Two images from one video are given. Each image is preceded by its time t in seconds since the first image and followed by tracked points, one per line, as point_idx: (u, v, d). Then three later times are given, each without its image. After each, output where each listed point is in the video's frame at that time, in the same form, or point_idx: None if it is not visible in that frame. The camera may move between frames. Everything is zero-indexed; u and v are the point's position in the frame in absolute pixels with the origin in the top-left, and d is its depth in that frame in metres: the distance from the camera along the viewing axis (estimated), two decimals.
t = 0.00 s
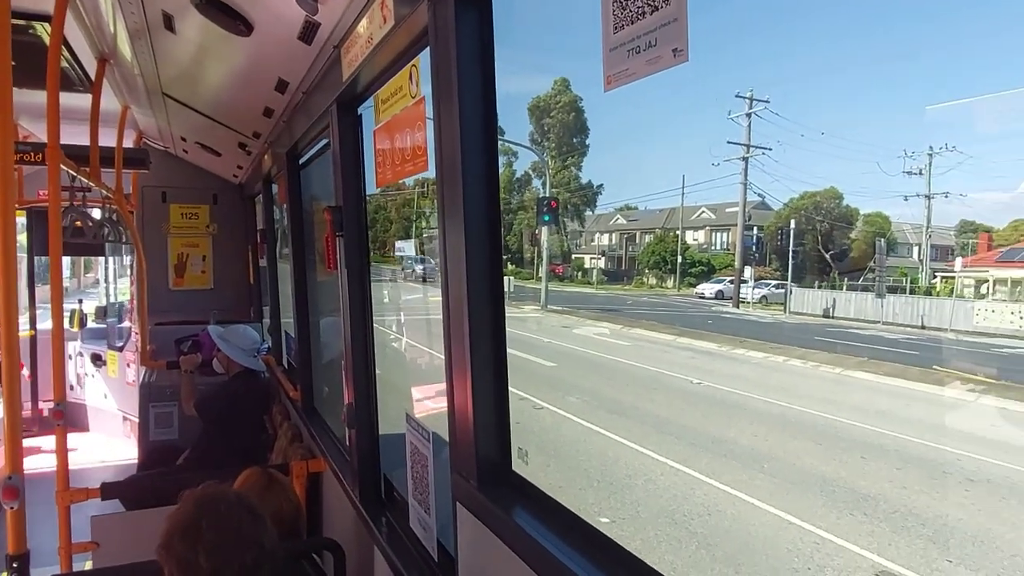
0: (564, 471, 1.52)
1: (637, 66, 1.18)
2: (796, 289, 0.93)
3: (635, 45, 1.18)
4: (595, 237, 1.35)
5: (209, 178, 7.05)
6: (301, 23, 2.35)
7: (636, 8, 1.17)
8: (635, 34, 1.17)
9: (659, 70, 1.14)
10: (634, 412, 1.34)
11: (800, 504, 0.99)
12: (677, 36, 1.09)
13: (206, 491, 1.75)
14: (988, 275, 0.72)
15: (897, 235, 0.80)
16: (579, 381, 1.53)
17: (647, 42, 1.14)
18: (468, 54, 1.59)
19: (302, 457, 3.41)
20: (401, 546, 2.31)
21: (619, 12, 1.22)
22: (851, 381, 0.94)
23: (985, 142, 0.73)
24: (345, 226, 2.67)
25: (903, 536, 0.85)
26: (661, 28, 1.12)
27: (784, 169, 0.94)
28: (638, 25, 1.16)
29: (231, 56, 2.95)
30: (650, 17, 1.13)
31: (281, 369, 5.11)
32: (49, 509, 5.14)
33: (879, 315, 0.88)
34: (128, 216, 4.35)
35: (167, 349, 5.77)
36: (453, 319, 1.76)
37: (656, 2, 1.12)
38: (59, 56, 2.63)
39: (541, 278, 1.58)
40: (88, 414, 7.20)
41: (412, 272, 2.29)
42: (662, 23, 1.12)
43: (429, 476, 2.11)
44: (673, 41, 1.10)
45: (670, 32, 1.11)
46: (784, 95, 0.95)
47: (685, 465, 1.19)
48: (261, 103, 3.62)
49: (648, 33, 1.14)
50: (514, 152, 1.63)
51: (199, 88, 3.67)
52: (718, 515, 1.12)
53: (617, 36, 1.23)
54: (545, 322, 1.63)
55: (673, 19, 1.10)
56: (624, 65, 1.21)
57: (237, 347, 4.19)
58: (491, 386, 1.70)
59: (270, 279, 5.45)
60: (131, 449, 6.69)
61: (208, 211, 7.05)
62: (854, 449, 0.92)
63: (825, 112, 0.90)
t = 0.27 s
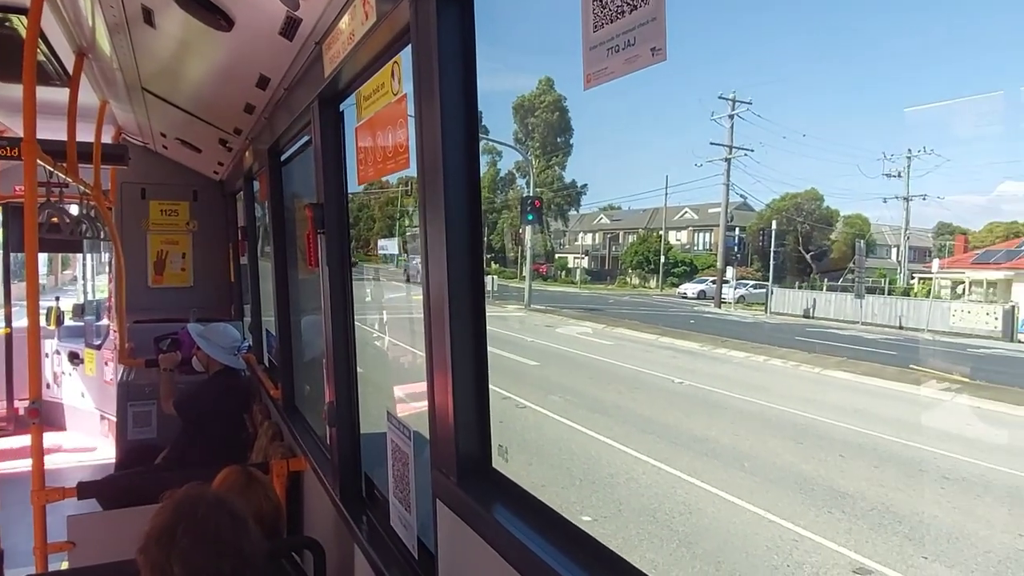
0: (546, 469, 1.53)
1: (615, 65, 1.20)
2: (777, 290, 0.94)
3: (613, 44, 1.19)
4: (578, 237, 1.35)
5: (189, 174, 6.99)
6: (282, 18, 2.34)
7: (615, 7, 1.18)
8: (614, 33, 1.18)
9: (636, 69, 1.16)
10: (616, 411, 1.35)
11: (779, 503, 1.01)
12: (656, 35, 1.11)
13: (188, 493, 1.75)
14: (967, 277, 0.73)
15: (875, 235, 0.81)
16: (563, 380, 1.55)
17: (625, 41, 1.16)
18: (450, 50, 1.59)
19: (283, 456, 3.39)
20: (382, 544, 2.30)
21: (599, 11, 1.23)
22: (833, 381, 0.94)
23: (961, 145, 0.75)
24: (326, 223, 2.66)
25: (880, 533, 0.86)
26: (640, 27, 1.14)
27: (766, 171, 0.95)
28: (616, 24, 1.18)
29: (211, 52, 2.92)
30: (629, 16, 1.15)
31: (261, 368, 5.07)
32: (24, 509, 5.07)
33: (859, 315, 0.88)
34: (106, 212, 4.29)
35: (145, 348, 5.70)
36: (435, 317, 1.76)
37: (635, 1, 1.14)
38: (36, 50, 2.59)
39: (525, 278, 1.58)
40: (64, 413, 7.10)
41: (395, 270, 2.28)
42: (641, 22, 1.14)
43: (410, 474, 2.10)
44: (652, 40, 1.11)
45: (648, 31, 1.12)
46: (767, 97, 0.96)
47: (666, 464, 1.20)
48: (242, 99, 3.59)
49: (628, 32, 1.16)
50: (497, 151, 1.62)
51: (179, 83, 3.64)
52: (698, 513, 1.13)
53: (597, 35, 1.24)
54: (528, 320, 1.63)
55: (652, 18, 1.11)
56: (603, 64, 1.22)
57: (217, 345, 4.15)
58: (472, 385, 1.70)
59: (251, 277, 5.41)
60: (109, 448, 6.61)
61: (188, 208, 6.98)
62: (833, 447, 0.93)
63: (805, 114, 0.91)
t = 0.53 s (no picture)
0: (534, 467, 1.53)
1: (602, 61, 1.21)
2: (762, 289, 0.96)
3: (600, 41, 1.20)
4: (566, 235, 1.36)
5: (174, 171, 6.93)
6: (268, 13, 2.32)
7: (602, 3, 1.19)
8: (601, 29, 1.19)
9: (622, 65, 1.17)
10: (603, 409, 1.35)
11: (766, 500, 1.02)
12: (642, 32, 1.11)
13: (183, 497, 1.74)
14: (949, 276, 0.74)
15: (859, 235, 0.82)
16: (551, 378, 1.54)
17: (612, 37, 1.17)
18: (438, 47, 1.59)
19: (268, 454, 3.38)
20: (369, 542, 2.30)
21: (585, 8, 1.23)
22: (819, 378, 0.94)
23: (944, 146, 0.76)
24: (313, 220, 2.65)
25: (864, 530, 0.87)
26: (626, 24, 1.15)
27: (752, 170, 0.96)
28: (605, 20, 1.18)
29: (196, 47, 2.90)
30: (616, 12, 1.16)
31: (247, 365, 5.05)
32: (6, 509, 5.02)
33: (844, 314, 0.87)
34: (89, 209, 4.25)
35: (129, 346, 5.65)
36: (421, 315, 1.76)
37: None
38: (17, 45, 2.55)
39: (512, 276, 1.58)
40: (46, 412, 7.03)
41: (382, 267, 2.27)
42: (627, 18, 1.15)
43: (397, 472, 2.10)
44: (638, 36, 1.12)
45: (635, 27, 1.13)
46: (753, 97, 0.96)
47: (654, 462, 1.21)
48: (227, 95, 3.57)
49: (614, 28, 1.17)
50: (485, 149, 1.62)
51: (164, 79, 3.60)
52: (685, 511, 1.14)
53: (584, 31, 1.24)
54: (515, 319, 1.63)
55: (638, 15, 1.12)
56: (590, 60, 1.23)
57: (202, 343, 4.12)
58: (459, 383, 1.70)
59: (237, 274, 5.38)
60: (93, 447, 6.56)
61: (173, 204, 6.92)
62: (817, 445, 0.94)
63: (791, 114, 0.92)
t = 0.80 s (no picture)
0: (522, 463, 1.53)
1: (592, 53, 1.20)
2: (751, 286, 0.96)
3: (592, 32, 1.19)
4: (556, 233, 1.36)
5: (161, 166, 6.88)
6: (257, 6, 2.31)
7: None
8: (590, 22, 1.19)
9: (614, 57, 1.16)
10: (591, 405, 1.36)
11: (754, 496, 1.03)
12: (633, 23, 1.11)
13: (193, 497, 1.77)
14: (935, 274, 0.76)
15: (846, 233, 0.82)
16: (541, 375, 1.54)
17: (603, 29, 1.16)
18: (427, 41, 1.58)
19: (256, 451, 3.37)
20: (358, 538, 2.30)
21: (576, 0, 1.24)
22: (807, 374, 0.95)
23: (929, 144, 0.76)
24: (301, 215, 2.64)
25: (850, 525, 0.88)
26: (618, 15, 1.14)
27: (741, 169, 0.96)
28: (597, 11, 1.17)
29: (183, 39, 2.88)
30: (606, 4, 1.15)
31: (235, 362, 5.03)
32: None
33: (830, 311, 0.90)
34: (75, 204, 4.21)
35: (116, 342, 5.61)
36: (410, 310, 1.76)
37: None
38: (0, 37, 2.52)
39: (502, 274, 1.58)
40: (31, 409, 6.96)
41: (371, 263, 2.27)
42: (619, 10, 1.13)
43: (386, 466, 2.10)
44: (629, 28, 1.11)
45: (625, 19, 1.12)
46: (742, 96, 0.97)
47: (643, 459, 1.21)
48: (215, 89, 3.54)
49: (604, 20, 1.16)
50: (475, 147, 1.63)
51: (151, 72, 3.57)
52: (672, 507, 1.14)
53: (574, 23, 1.24)
54: (505, 316, 1.64)
55: (628, 7, 1.11)
56: (580, 52, 1.23)
57: (189, 339, 4.09)
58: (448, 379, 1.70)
59: (224, 270, 5.36)
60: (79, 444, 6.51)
61: (160, 200, 6.86)
62: (804, 441, 0.94)
63: (780, 113, 0.92)
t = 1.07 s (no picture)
0: (511, 462, 1.52)
1: (579, 43, 1.20)
2: (739, 284, 0.97)
3: (578, 22, 1.19)
4: (546, 231, 1.36)
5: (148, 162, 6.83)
6: None
7: None
8: (578, 10, 1.18)
9: (600, 46, 1.15)
10: (582, 403, 1.36)
11: (742, 492, 1.03)
12: (618, 12, 1.09)
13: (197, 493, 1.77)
14: (921, 272, 0.77)
15: (834, 230, 0.84)
16: (533, 373, 1.55)
17: (589, 19, 1.16)
18: (415, 37, 1.58)
19: (244, 448, 3.37)
20: (346, 534, 2.29)
21: None
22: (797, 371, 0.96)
23: (916, 142, 0.76)
24: (288, 210, 2.62)
25: (837, 521, 0.88)
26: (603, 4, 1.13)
27: (729, 168, 0.96)
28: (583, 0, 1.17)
29: (169, 33, 2.85)
30: None
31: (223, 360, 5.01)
32: None
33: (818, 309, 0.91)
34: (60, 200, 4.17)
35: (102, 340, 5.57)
36: (398, 307, 1.76)
37: None
38: None
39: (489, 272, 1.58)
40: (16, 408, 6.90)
41: (360, 260, 2.27)
42: None
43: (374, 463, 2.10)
44: (615, 17, 1.10)
45: (611, 7, 1.11)
46: (730, 96, 0.97)
47: (633, 456, 1.21)
48: (202, 83, 3.52)
49: (591, 10, 1.16)
50: (466, 145, 1.62)
51: (138, 67, 3.54)
52: (663, 503, 1.15)
53: (561, 12, 1.23)
54: (494, 313, 1.65)
55: None
56: (568, 41, 1.22)
57: (178, 336, 4.04)
58: (436, 376, 1.70)
59: (212, 268, 5.33)
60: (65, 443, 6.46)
61: (146, 196, 6.81)
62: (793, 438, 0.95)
63: (770, 112, 0.93)
